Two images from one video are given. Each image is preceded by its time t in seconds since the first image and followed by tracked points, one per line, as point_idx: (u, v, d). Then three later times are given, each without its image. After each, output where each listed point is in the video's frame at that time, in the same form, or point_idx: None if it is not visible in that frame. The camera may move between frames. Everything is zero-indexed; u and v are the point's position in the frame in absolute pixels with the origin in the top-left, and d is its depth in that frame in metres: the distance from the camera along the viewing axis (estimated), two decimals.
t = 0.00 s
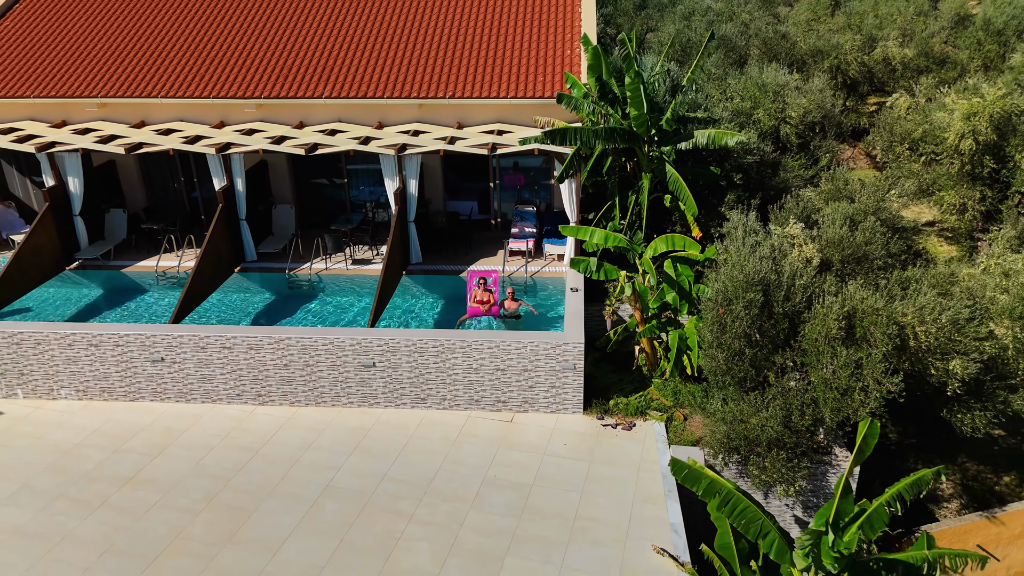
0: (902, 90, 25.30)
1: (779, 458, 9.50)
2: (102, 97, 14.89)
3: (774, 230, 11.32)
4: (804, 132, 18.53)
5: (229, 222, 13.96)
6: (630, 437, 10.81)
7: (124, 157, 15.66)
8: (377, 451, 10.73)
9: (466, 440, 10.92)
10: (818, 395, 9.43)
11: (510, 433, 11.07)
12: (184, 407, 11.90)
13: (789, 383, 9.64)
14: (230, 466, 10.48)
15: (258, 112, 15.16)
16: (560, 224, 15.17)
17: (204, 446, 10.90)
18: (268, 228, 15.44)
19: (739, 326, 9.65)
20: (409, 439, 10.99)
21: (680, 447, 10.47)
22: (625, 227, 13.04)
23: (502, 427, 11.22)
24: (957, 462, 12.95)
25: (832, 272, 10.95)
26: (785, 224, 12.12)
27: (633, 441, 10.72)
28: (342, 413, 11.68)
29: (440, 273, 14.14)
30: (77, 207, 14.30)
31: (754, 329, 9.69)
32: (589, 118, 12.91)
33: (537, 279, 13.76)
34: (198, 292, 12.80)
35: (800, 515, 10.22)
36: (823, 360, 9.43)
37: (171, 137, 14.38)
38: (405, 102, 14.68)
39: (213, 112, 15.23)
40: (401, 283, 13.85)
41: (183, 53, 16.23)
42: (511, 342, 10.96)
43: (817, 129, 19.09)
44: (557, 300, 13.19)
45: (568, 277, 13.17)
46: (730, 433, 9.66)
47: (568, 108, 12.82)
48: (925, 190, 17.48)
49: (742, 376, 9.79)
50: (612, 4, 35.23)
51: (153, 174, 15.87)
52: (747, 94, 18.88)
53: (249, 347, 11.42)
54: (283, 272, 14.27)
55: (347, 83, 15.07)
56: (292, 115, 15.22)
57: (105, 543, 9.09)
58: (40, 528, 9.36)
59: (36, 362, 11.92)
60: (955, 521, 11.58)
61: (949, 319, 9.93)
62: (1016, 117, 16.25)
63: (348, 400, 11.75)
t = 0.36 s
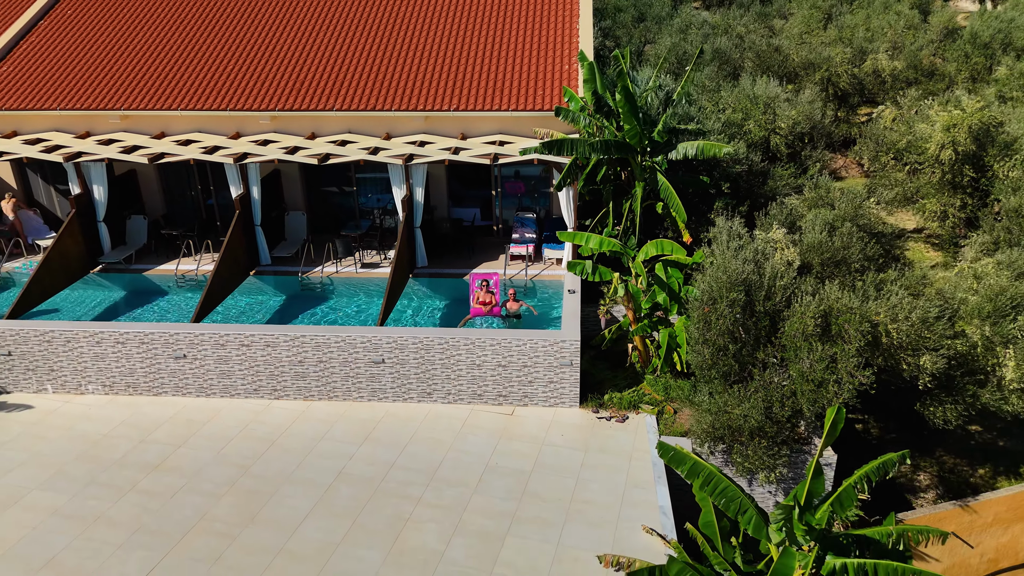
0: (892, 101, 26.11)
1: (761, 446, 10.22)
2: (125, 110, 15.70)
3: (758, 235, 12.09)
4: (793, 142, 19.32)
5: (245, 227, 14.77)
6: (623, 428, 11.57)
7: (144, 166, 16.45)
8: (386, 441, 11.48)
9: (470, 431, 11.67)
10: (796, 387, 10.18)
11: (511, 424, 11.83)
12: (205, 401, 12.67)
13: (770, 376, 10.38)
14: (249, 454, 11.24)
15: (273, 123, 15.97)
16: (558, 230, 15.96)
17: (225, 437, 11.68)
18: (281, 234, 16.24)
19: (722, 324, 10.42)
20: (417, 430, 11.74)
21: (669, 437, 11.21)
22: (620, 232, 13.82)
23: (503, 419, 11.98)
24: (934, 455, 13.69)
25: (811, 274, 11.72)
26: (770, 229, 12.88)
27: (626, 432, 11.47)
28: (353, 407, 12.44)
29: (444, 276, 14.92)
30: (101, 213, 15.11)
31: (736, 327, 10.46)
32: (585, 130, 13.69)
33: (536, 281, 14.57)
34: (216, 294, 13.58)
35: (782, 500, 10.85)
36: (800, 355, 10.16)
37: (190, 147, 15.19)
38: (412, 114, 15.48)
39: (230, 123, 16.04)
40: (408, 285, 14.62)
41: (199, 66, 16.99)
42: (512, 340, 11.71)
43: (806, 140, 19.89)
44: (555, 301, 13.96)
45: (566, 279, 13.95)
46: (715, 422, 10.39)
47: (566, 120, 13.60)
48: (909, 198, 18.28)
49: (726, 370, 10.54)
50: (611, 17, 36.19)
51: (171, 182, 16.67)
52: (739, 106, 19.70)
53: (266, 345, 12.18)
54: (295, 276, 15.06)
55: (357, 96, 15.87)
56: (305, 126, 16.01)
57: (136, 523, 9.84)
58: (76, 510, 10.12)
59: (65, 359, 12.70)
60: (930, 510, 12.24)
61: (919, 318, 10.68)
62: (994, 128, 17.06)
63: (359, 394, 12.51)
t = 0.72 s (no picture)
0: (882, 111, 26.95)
1: (744, 434, 10.98)
2: (146, 120, 16.56)
3: (742, 239, 12.90)
4: (783, 151, 20.16)
5: (260, 232, 15.61)
6: (616, 420, 12.36)
7: (162, 174, 17.30)
8: (395, 431, 12.27)
9: (473, 423, 12.46)
10: (776, 379, 10.97)
11: (511, 416, 12.62)
12: (223, 395, 13.47)
13: (753, 369, 11.15)
14: (267, 443, 12.03)
15: (286, 133, 16.82)
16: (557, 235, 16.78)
17: (244, 427, 12.47)
18: (293, 238, 17.07)
19: (707, 321, 11.25)
20: (423, 421, 12.54)
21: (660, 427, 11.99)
22: (614, 237, 14.63)
23: (504, 411, 12.77)
24: (913, 448, 14.44)
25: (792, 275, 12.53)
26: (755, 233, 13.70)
27: (619, 423, 12.27)
28: (363, 400, 13.24)
29: (449, 278, 15.73)
30: (124, 218, 15.95)
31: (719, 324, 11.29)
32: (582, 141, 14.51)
33: (535, 283, 15.38)
34: (233, 295, 14.39)
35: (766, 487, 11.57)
36: (780, 349, 10.94)
37: (208, 156, 16.05)
38: (418, 125, 16.30)
39: (245, 133, 16.88)
40: (414, 287, 15.44)
41: (216, 78, 17.86)
42: (512, 337, 12.51)
43: (795, 148, 20.72)
44: (554, 302, 14.76)
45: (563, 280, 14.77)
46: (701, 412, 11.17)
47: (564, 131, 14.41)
48: (893, 205, 19.10)
49: (710, 364, 11.34)
50: (610, 29, 37.18)
51: (188, 189, 17.52)
52: (730, 117, 20.55)
53: (282, 341, 12.98)
54: (307, 277, 15.87)
55: (366, 108, 16.72)
56: (316, 135, 16.85)
57: (163, 505, 10.62)
58: (107, 493, 10.90)
59: (92, 355, 13.51)
60: (908, 497, 12.91)
61: (891, 316, 11.49)
62: (973, 139, 17.91)
63: (369, 388, 13.31)
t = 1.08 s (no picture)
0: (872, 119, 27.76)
1: (731, 424, 11.73)
2: (164, 130, 17.36)
3: (730, 242, 13.68)
4: (773, 159, 20.96)
5: (272, 236, 16.40)
6: (611, 412, 13.11)
7: (179, 180, 18.09)
8: (402, 423, 13.03)
9: (476, 415, 13.22)
10: (760, 373, 11.74)
11: (512, 410, 13.37)
12: (240, 390, 14.23)
13: (739, 363, 11.88)
14: (282, 434, 12.79)
15: (297, 142, 17.60)
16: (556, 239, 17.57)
17: (260, 420, 13.22)
18: (303, 242, 17.86)
19: (695, 318, 12.03)
20: (429, 414, 13.29)
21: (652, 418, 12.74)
22: (610, 240, 15.42)
23: (506, 405, 13.52)
24: (895, 441, 15.19)
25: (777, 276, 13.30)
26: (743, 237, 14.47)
27: (614, 415, 13.02)
28: (372, 394, 13.99)
29: (453, 280, 16.50)
30: (143, 223, 16.76)
31: (706, 321, 12.07)
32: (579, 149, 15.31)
33: (535, 284, 16.15)
34: (248, 295, 15.15)
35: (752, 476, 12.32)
36: (764, 345, 11.72)
37: (223, 163, 16.84)
38: (423, 133, 17.07)
39: (258, 141, 17.67)
40: (420, 288, 16.21)
41: (230, 89, 18.67)
42: (513, 334, 13.26)
43: (786, 156, 21.51)
44: (553, 301, 15.51)
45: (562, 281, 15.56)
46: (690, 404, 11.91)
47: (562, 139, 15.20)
48: (879, 210, 19.88)
49: (699, 359, 12.11)
50: (608, 39, 38.13)
51: (203, 196, 18.33)
52: (723, 126, 21.37)
53: (296, 339, 13.74)
54: (318, 279, 16.63)
55: (373, 118, 17.53)
56: (326, 144, 17.64)
57: (187, 490, 11.36)
58: (133, 479, 11.64)
59: (116, 352, 14.26)
60: (887, 487, 13.70)
61: (869, 314, 12.26)
62: (954, 147, 18.74)
63: (377, 383, 14.06)
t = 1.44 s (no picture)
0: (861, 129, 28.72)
1: (717, 415, 12.59)
2: (182, 140, 18.29)
3: (717, 247, 14.60)
4: (763, 167, 21.90)
5: (286, 241, 17.31)
6: (606, 406, 14.00)
7: (196, 189, 19.02)
8: (411, 416, 13.91)
9: (479, 409, 14.10)
10: (743, 368, 12.64)
11: (514, 403, 14.25)
12: (257, 386, 15.11)
13: (724, 359, 12.76)
14: (298, 426, 13.66)
15: (308, 152, 18.51)
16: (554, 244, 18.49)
17: (277, 413, 14.10)
18: (314, 247, 18.76)
19: (683, 317, 12.93)
20: (436, 408, 14.18)
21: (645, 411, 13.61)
22: (605, 245, 16.33)
23: (508, 399, 14.41)
24: (875, 435, 16.05)
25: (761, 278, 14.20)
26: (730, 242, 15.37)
27: (609, 409, 13.90)
28: (382, 389, 14.88)
29: (457, 283, 17.40)
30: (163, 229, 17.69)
31: (694, 320, 12.97)
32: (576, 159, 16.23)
33: (535, 286, 17.05)
34: (263, 296, 16.04)
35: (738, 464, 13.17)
36: (747, 341, 12.63)
37: (239, 172, 17.75)
38: (428, 144, 17.96)
39: (271, 151, 18.59)
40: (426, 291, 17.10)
41: (244, 102, 19.60)
42: (515, 332, 14.15)
43: (777, 164, 22.40)
44: (552, 302, 16.42)
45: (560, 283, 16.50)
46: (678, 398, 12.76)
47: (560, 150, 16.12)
48: (864, 216, 20.79)
49: (687, 355, 12.99)
50: (606, 50, 39.24)
51: (218, 203, 19.26)
52: (715, 136, 22.33)
53: (310, 337, 14.62)
54: (329, 281, 17.53)
55: (381, 130, 18.46)
56: (336, 153, 18.56)
57: (212, 476, 12.23)
58: (161, 467, 12.50)
59: (140, 350, 15.15)
60: (867, 476, 14.38)
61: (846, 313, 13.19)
62: (934, 156, 19.69)
63: (387, 379, 14.94)
